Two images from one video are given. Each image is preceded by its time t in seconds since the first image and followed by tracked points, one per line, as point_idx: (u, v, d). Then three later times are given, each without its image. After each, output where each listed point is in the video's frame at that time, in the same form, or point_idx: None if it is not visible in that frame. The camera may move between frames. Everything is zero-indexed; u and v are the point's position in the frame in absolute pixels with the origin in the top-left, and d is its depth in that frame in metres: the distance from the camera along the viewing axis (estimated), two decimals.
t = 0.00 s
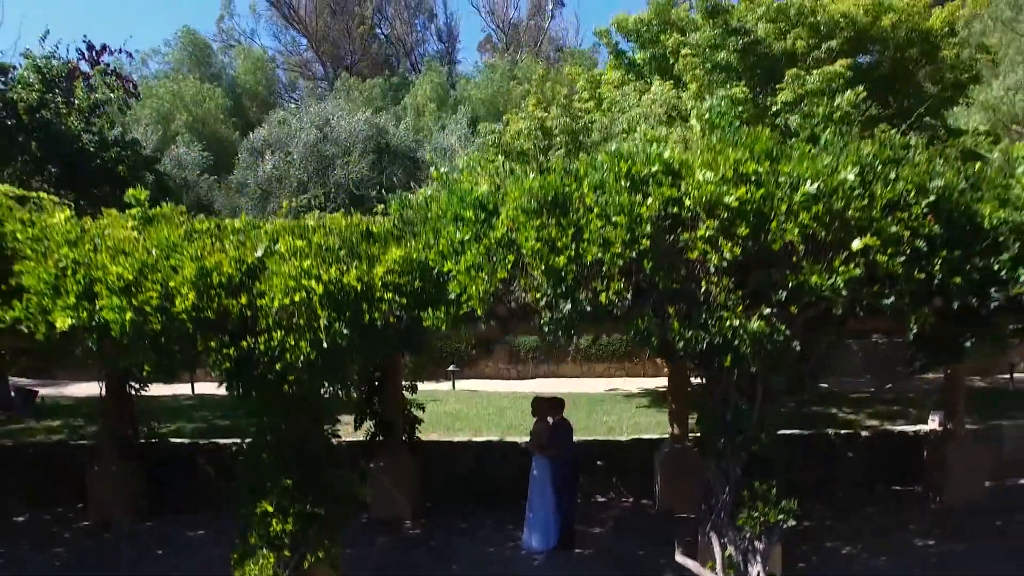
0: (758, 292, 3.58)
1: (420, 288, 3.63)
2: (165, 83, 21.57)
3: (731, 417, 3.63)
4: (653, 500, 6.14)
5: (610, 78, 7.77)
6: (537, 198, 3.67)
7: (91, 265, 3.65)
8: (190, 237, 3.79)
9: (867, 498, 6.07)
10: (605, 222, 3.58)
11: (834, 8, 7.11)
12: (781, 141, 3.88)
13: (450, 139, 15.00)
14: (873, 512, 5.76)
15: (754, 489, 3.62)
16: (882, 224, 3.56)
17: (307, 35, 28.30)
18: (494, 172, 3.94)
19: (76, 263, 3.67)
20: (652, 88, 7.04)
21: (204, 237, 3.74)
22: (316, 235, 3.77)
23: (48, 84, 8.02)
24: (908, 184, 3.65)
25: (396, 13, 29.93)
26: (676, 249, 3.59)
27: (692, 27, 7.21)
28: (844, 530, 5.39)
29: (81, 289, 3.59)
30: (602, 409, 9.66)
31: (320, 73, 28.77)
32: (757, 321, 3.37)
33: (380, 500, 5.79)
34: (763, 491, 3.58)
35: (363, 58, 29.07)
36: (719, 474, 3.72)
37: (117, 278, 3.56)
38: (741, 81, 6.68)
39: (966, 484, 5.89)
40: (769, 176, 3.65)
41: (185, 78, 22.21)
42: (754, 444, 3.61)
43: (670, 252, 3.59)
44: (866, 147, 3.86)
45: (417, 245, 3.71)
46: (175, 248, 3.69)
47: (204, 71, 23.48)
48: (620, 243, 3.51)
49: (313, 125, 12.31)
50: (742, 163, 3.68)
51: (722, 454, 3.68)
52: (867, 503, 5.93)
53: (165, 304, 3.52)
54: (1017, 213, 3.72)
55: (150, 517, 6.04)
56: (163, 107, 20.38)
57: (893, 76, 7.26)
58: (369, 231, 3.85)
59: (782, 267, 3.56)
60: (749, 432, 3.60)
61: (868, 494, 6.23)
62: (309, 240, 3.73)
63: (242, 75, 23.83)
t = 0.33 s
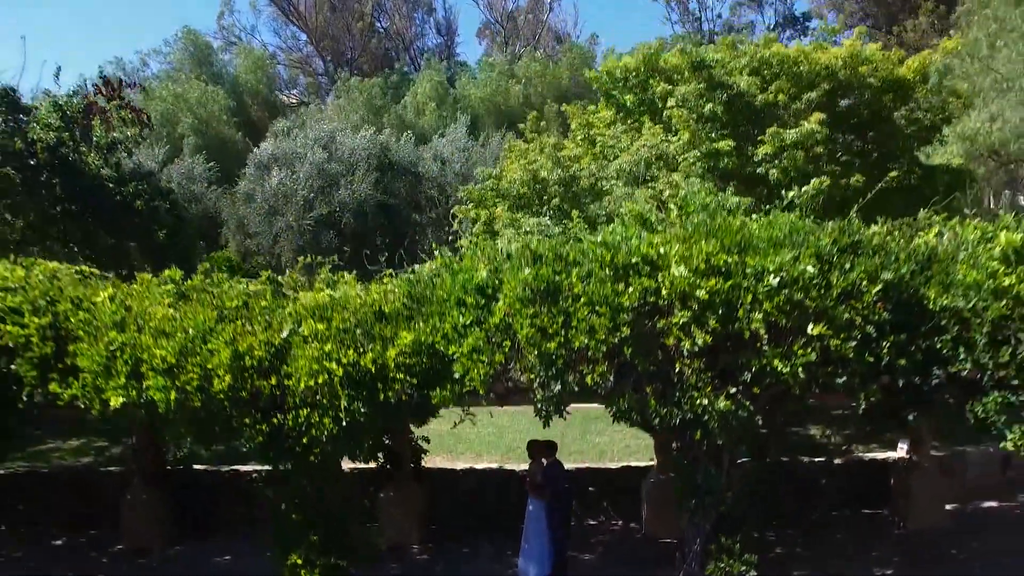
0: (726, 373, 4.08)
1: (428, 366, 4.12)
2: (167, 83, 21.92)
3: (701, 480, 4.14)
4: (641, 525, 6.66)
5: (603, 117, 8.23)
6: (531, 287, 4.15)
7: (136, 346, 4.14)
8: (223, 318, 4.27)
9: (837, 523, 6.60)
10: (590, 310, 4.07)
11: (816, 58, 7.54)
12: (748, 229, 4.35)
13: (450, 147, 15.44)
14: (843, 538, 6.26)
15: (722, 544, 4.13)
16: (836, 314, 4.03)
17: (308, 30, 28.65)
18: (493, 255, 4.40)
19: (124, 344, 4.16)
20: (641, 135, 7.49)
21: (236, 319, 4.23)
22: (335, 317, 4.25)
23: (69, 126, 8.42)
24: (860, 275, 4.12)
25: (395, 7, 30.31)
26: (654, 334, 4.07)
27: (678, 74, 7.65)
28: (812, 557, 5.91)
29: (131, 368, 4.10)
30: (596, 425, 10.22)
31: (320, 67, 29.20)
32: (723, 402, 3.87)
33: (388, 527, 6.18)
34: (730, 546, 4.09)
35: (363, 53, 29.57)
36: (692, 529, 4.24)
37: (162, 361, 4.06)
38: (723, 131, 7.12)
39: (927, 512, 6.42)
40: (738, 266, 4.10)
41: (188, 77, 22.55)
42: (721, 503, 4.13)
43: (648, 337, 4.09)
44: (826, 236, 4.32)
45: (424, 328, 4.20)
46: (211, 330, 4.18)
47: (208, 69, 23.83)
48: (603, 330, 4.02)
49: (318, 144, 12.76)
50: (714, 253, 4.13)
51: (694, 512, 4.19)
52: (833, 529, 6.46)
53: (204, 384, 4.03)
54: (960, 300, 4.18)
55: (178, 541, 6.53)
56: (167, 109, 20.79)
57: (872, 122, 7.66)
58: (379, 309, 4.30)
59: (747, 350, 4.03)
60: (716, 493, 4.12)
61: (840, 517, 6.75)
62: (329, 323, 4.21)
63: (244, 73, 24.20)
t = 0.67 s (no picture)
0: (699, 431, 4.70)
1: (440, 423, 4.75)
2: (170, 86, 22.42)
3: (678, 520, 4.81)
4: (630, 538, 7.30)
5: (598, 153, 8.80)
6: (530, 355, 4.78)
7: (187, 407, 4.75)
8: (260, 380, 4.89)
9: (810, 538, 7.22)
10: (581, 376, 4.69)
11: (795, 100, 8.08)
12: (720, 300, 4.96)
13: (451, 154, 15.93)
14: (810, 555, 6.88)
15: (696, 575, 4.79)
16: (794, 380, 4.64)
17: (309, 26, 29.04)
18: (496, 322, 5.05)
19: (175, 405, 4.77)
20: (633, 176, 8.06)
21: (272, 381, 4.84)
22: (358, 380, 4.86)
23: (95, 163, 8.99)
24: (817, 344, 4.73)
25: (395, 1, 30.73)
26: (636, 397, 4.70)
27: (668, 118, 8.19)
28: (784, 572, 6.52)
29: (182, 427, 4.71)
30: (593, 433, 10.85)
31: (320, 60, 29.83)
32: (695, 459, 4.52)
33: (401, 541, 6.77)
34: None
35: (364, 49, 30.01)
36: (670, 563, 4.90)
37: (210, 422, 4.67)
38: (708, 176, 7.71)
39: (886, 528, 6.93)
40: (709, 337, 4.72)
41: (193, 78, 23.06)
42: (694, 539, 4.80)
43: (631, 398, 4.72)
44: (788, 307, 4.92)
45: (437, 389, 4.82)
46: (249, 392, 4.78)
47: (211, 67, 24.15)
48: (593, 395, 4.64)
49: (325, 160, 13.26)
50: (689, 325, 4.74)
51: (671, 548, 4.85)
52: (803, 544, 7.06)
53: (247, 442, 4.64)
54: (906, 365, 4.76)
55: (210, 555, 7.10)
56: (173, 112, 21.37)
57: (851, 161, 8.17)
58: (396, 371, 4.92)
59: (718, 412, 4.65)
60: (690, 530, 4.79)
61: (811, 532, 7.35)
62: (352, 384, 4.82)
63: (246, 72, 24.75)
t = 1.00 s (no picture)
0: (681, 466, 5.42)
1: (456, 458, 5.52)
2: (175, 87, 22.74)
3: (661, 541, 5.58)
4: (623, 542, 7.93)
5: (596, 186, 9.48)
6: (533, 400, 5.53)
7: (236, 445, 5.49)
8: (299, 421, 5.62)
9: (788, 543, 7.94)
10: (578, 419, 5.43)
11: (776, 138, 8.73)
12: (698, 350, 5.70)
13: (454, 161, 16.59)
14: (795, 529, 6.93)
15: None
16: (761, 423, 5.38)
17: (312, 23, 29.48)
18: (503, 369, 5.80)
19: (226, 444, 5.50)
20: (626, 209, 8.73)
21: (309, 422, 5.57)
22: (384, 420, 5.60)
23: (125, 193, 9.68)
24: (782, 390, 5.47)
25: None
26: (626, 437, 5.45)
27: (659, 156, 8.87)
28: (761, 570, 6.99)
29: (233, 464, 5.44)
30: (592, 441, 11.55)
31: (323, 54, 30.28)
32: (675, 491, 5.28)
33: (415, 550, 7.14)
34: None
35: (367, 44, 30.43)
36: None
37: (257, 459, 5.40)
38: (695, 212, 8.40)
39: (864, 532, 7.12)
40: (688, 386, 5.46)
41: (199, 78, 23.56)
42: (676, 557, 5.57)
43: (621, 438, 5.47)
44: (757, 357, 5.66)
45: (453, 429, 5.57)
46: (291, 432, 5.52)
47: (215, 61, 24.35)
48: (588, 436, 5.38)
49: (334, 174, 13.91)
50: (670, 375, 5.48)
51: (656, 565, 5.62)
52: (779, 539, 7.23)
53: (290, 476, 5.37)
54: (859, 408, 5.48)
55: (247, 558, 7.45)
56: (180, 113, 21.75)
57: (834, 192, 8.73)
58: (417, 412, 5.68)
59: (694, 451, 5.38)
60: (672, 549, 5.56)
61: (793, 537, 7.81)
62: (379, 425, 5.55)
63: (250, 70, 25.15)
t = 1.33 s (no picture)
0: (667, 483, 6.26)
1: (472, 475, 6.37)
2: (184, 87, 23.27)
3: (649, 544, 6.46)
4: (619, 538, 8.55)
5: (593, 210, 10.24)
6: (539, 424, 6.38)
7: (281, 464, 6.33)
8: (335, 442, 6.47)
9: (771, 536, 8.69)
10: (578, 442, 6.29)
11: (760, 169, 9.52)
12: (682, 382, 6.55)
13: (459, 167, 17.34)
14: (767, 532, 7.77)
15: None
16: (737, 445, 6.23)
17: (316, 18, 30.02)
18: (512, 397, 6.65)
19: (272, 463, 6.34)
20: (623, 234, 9.52)
21: (344, 444, 6.42)
22: (410, 442, 6.46)
23: (159, 216, 10.43)
24: (756, 416, 6.31)
25: None
26: (619, 457, 6.30)
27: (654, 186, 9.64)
28: (740, 569, 7.52)
29: (279, 482, 6.28)
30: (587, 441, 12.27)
31: (327, 48, 30.78)
32: (661, 504, 6.14)
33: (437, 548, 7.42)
34: None
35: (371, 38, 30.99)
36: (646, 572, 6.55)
37: (300, 476, 6.24)
38: (685, 239, 9.18)
39: (835, 532, 7.73)
40: (673, 413, 6.31)
41: (209, 77, 24.18)
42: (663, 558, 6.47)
43: (615, 457, 6.32)
44: (735, 387, 6.51)
45: (469, 451, 6.43)
46: (328, 452, 6.37)
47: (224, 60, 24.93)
48: (587, 457, 6.23)
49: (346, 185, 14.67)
50: (658, 404, 6.33)
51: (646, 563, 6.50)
52: (760, 539, 7.86)
53: (329, 492, 6.20)
54: (822, 431, 6.32)
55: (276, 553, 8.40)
56: (191, 112, 22.26)
57: (814, 218, 9.52)
58: (438, 434, 6.54)
59: (679, 469, 6.23)
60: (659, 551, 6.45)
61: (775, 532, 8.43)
62: (405, 446, 6.41)
63: (257, 67, 25.70)
